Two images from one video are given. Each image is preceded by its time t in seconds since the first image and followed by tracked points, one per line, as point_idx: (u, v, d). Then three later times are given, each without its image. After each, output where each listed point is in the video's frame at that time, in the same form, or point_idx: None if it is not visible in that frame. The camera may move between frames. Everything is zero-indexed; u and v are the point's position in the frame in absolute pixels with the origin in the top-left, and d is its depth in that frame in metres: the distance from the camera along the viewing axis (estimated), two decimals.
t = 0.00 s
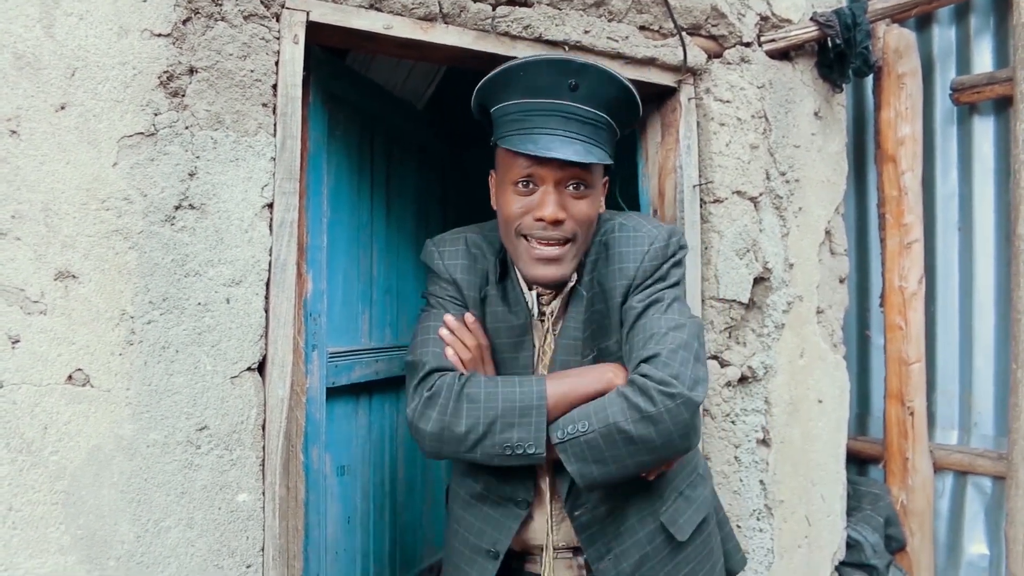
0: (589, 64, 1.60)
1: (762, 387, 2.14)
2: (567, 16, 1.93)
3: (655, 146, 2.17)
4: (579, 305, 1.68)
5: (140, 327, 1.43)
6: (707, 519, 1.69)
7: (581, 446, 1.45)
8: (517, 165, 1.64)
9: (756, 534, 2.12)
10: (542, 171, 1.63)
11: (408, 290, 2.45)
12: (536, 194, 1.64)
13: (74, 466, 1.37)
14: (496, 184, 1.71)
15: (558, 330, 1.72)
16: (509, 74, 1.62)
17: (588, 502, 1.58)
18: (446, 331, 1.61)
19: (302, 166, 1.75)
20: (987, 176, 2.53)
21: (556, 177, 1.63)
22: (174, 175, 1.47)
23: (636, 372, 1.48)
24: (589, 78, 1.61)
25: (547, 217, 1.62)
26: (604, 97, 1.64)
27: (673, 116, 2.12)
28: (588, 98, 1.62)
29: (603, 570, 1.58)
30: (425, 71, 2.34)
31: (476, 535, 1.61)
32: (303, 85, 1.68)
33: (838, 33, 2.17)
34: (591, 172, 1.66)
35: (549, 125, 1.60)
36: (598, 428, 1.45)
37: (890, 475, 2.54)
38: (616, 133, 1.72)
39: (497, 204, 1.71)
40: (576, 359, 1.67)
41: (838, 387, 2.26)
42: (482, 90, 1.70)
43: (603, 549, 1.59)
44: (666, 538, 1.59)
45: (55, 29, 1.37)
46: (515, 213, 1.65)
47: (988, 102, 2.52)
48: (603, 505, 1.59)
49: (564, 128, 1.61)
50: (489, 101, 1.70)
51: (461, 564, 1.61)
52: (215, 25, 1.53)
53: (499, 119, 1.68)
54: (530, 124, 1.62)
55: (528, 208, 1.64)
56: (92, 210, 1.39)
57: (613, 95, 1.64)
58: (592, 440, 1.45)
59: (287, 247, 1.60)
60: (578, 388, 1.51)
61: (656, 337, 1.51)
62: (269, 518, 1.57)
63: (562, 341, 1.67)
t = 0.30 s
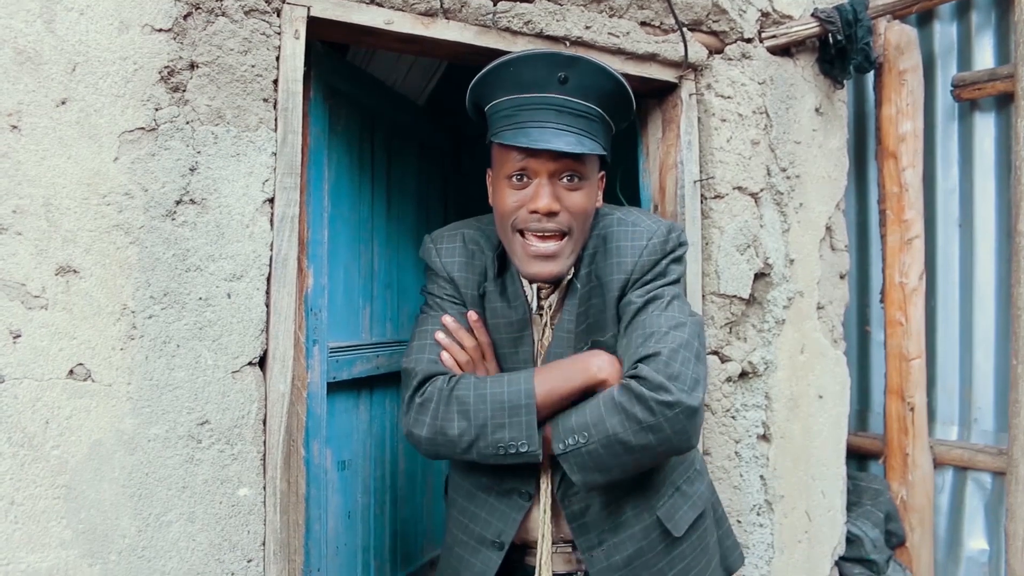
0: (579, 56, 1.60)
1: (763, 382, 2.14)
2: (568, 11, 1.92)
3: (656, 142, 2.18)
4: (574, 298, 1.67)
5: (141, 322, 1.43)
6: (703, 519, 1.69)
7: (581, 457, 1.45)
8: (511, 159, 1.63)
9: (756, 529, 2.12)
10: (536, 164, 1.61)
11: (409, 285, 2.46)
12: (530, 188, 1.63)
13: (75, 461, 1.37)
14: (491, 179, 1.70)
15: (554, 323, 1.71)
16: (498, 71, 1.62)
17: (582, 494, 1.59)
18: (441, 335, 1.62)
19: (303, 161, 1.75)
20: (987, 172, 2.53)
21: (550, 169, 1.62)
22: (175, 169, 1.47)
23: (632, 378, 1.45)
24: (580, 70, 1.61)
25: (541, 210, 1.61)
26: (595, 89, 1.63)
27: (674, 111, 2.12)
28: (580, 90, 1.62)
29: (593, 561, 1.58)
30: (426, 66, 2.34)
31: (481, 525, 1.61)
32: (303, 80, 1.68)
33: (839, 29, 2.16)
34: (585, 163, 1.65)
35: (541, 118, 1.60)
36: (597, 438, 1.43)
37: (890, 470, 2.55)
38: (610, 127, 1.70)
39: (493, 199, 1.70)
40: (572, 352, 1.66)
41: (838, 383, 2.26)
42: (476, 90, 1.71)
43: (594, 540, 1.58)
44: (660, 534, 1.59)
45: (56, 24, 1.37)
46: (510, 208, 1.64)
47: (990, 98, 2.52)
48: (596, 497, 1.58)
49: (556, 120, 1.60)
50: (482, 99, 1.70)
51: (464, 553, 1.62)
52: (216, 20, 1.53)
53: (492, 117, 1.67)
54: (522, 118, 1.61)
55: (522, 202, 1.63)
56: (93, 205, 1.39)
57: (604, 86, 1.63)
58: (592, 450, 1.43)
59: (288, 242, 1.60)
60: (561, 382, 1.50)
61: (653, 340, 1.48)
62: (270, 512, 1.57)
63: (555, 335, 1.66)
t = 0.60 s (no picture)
0: (573, 51, 1.57)
1: (762, 376, 2.14)
2: (566, 5, 1.92)
3: (655, 135, 2.17)
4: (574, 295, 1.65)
5: (140, 316, 1.43)
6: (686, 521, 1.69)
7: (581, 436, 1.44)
8: (510, 160, 1.61)
9: (754, 523, 2.12)
10: (536, 164, 1.59)
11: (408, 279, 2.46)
12: (532, 188, 1.61)
13: (75, 455, 1.37)
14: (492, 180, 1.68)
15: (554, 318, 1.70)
16: (492, 71, 1.61)
17: (573, 491, 1.59)
18: (425, 318, 1.61)
19: (301, 155, 1.75)
20: (986, 165, 2.53)
21: (551, 168, 1.59)
22: (173, 164, 1.47)
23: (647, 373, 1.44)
24: (574, 64, 1.58)
25: (544, 209, 1.59)
26: (590, 83, 1.61)
27: (672, 105, 2.12)
28: (576, 85, 1.60)
29: (580, 559, 1.57)
30: (424, 59, 2.34)
31: (472, 519, 1.60)
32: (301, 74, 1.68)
33: (838, 22, 2.16)
34: (586, 159, 1.62)
35: (538, 115, 1.58)
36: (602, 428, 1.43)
37: (888, 464, 2.55)
38: (609, 119, 1.68)
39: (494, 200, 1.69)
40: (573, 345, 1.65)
41: (837, 377, 2.26)
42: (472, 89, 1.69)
43: (584, 538, 1.57)
44: (643, 532, 1.60)
45: (54, 18, 1.37)
46: (513, 209, 1.62)
47: (989, 91, 2.51)
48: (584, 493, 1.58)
49: (553, 117, 1.58)
50: (479, 99, 1.68)
51: (455, 546, 1.60)
52: (214, 14, 1.53)
53: (489, 117, 1.66)
54: (519, 116, 1.59)
55: (525, 203, 1.61)
56: (91, 199, 1.39)
57: (599, 80, 1.61)
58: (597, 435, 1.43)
59: (286, 236, 1.61)
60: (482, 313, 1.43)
61: (667, 338, 1.46)
62: (269, 506, 1.58)
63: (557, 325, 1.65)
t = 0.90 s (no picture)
0: (556, 70, 1.51)
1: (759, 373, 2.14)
2: (562, 2, 1.92)
3: (652, 132, 2.18)
4: (591, 299, 1.61)
5: (136, 314, 1.43)
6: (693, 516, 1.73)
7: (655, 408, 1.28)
8: (501, 184, 1.55)
9: (751, 520, 2.13)
10: (527, 187, 1.53)
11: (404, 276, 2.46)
12: (525, 211, 1.55)
13: (72, 453, 1.37)
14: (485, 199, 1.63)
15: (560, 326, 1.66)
16: (478, 91, 1.56)
17: (606, 500, 1.54)
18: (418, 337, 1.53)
19: (297, 154, 1.74)
20: (982, 162, 2.53)
21: (542, 189, 1.53)
22: (169, 162, 1.47)
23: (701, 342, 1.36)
24: (559, 82, 1.52)
25: (538, 233, 1.54)
26: (578, 99, 1.55)
27: (669, 102, 2.12)
28: (564, 101, 1.54)
29: (617, 565, 1.55)
30: (421, 57, 2.34)
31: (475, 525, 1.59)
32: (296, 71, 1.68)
33: (834, 19, 2.16)
34: (578, 175, 1.56)
35: (526, 137, 1.53)
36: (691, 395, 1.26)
37: (885, 460, 2.56)
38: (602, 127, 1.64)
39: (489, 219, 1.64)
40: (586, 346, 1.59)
41: (833, 373, 2.27)
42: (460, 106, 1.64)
43: (618, 546, 1.54)
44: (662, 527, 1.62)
45: (49, 16, 1.36)
46: (508, 232, 1.58)
47: (984, 88, 2.52)
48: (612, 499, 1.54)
49: (541, 138, 1.53)
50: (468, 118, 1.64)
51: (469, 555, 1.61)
52: (210, 12, 1.53)
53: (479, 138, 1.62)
54: (507, 138, 1.55)
55: (518, 226, 1.56)
56: (87, 197, 1.39)
57: (586, 95, 1.55)
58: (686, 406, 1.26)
59: (283, 234, 1.61)
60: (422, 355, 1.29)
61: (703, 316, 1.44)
62: (266, 504, 1.59)
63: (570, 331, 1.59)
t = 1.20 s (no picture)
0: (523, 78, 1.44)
1: (753, 370, 2.15)
2: None
3: (646, 129, 2.18)
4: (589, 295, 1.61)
5: (129, 311, 1.43)
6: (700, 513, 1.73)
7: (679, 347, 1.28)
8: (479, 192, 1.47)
9: (745, 517, 2.13)
10: (500, 197, 1.42)
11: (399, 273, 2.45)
12: (498, 222, 1.45)
13: (64, 450, 1.37)
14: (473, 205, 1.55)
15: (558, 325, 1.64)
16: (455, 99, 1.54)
17: (617, 498, 1.53)
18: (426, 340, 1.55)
19: (290, 151, 1.74)
20: (976, 160, 2.53)
21: (516, 201, 1.42)
22: (162, 159, 1.47)
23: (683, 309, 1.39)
24: (527, 91, 1.45)
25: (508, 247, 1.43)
26: (550, 108, 1.45)
27: (663, 99, 2.13)
28: (533, 111, 1.45)
29: (638, 565, 1.53)
30: (415, 55, 2.34)
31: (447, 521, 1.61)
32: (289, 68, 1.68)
33: (828, 16, 2.17)
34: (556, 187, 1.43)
35: (495, 148, 1.47)
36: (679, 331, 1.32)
37: (879, 457, 2.56)
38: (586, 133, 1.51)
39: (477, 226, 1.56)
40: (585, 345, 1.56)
41: (827, 371, 2.27)
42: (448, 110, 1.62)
43: (635, 543, 1.53)
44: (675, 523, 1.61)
45: (42, 13, 1.36)
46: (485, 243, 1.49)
47: (979, 86, 2.52)
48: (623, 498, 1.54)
49: (511, 148, 1.46)
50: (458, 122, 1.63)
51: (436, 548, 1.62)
52: (203, 9, 1.53)
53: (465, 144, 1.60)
54: (480, 148, 1.51)
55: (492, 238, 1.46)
56: (80, 194, 1.39)
57: (560, 103, 1.45)
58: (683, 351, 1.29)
59: (276, 231, 1.61)
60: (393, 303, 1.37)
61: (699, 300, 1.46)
62: (259, 501, 1.59)
63: (570, 331, 1.58)
